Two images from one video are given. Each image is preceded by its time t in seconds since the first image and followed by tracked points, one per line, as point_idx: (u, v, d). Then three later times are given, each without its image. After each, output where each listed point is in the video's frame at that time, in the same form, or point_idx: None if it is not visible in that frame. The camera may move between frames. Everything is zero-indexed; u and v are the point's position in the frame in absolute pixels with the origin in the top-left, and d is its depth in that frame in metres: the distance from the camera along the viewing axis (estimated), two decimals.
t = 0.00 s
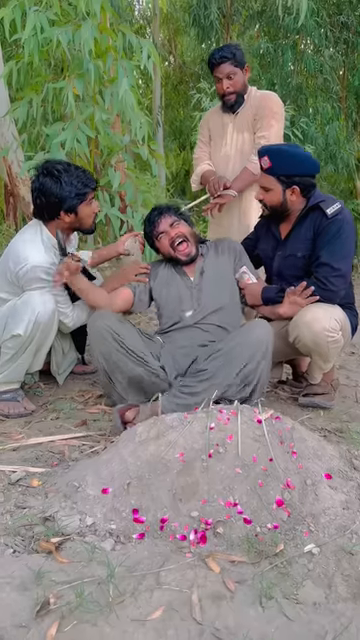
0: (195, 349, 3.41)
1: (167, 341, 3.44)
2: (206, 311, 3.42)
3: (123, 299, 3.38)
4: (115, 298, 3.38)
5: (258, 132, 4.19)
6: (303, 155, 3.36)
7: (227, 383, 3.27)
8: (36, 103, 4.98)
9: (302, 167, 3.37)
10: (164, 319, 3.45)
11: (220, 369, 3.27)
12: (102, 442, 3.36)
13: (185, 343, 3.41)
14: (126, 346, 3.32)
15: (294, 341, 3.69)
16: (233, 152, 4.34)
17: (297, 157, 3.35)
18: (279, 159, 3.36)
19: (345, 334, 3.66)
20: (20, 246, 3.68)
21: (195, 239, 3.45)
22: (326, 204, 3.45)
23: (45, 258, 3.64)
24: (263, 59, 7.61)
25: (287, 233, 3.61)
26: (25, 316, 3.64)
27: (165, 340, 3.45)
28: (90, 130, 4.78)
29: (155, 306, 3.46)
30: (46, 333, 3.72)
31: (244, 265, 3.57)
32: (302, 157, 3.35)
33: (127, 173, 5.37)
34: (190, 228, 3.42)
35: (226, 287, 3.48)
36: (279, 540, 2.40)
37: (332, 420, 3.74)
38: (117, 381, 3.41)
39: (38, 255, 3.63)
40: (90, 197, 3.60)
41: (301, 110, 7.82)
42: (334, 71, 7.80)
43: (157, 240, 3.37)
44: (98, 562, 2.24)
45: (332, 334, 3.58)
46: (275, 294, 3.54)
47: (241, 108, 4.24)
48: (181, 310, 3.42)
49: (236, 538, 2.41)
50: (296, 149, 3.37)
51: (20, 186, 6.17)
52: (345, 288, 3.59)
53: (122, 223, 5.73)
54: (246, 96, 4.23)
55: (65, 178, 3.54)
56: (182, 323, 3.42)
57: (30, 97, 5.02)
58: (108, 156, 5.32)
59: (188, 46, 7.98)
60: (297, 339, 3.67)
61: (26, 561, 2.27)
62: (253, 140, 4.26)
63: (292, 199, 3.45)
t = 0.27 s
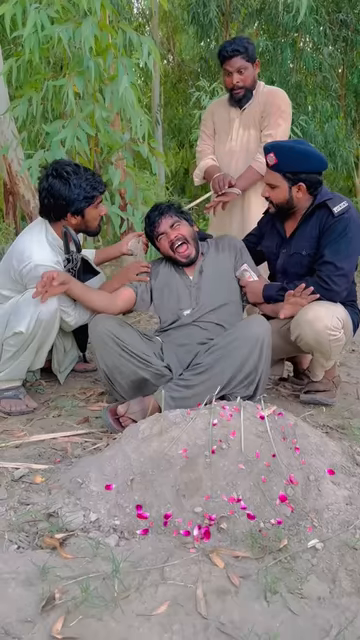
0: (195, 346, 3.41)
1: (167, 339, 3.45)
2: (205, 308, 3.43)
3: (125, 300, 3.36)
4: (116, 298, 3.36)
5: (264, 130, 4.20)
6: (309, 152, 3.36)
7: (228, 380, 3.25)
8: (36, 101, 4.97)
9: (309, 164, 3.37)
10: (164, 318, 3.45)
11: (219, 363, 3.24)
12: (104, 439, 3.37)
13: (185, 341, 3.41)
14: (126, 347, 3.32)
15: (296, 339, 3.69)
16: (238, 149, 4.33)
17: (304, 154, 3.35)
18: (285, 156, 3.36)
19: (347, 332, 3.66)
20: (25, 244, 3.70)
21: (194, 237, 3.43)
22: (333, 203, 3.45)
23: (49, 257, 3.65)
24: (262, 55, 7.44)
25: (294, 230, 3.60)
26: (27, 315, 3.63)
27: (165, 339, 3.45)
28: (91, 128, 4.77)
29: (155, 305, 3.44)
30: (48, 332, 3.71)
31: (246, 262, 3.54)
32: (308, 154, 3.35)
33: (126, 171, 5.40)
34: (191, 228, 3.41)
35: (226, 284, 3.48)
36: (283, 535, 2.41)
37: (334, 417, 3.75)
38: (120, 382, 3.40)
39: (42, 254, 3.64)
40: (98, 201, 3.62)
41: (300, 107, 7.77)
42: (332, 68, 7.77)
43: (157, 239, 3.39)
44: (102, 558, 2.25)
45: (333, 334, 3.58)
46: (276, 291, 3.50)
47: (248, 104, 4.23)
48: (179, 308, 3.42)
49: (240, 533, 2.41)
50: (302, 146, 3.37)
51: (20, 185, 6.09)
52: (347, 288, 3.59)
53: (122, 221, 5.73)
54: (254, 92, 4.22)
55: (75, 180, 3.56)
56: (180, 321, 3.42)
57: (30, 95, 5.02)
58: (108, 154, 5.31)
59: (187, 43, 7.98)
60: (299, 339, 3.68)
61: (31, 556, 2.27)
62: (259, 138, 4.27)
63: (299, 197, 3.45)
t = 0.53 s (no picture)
0: (198, 345, 3.41)
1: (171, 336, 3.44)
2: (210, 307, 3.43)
3: (122, 297, 3.39)
4: (113, 295, 3.39)
5: (275, 127, 4.23)
6: (318, 147, 3.38)
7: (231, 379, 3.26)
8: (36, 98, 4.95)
9: (317, 160, 3.38)
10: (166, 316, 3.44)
11: (224, 365, 3.26)
12: (106, 435, 3.37)
13: (189, 338, 3.41)
14: (131, 341, 3.32)
15: (296, 339, 3.72)
16: (248, 144, 4.34)
17: (313, 149, 3.36)
18: (294, 150, 3.37)
19: (347, 332, 3.68)
20: (26, 241, 3.67)
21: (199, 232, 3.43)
22: (340, 201, 3.46)
23: (50, 254, 3.63)
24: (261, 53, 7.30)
25: (298, 227, 3.60)
26: (28, 312, 3.63)
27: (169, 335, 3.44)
28: (90, 125, 4.76)
29: (153, 303, 3.44)
30: (48, 328, 3.70)
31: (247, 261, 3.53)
32: (316, 149, 3.37)
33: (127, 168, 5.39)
34: (197, 222, 3.41)
35: (228, 282, 3.49)
36: (287, 530, 2.41)
37: (336, 413, 3.75)
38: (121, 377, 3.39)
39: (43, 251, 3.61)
40: (98, 198, 3.62)
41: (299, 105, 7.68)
42: (331, 67, 7.70)
43: (161, 229, 3.39)
44: (107, 553, 2.25)
45: (333, 333, 3.60)
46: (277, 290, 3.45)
47: (260, 100, 4.25)
48: (182, 305, 3.42)
49: (244, 528, 2.41)
50: (311, 141, 3.39)
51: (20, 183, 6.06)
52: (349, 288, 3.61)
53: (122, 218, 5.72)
54: (267, 87, 4.23)
55: (75, 178, 3.56)
56: (181, 319, 3.42)
57: (30, 92, 5.00)
58: (108, 152, 5.30)
59: (186, 42, 7.98)
60: (299, 338, 3.69)
61: (35, 552, 2.27)
62: (269, 135, 4.30)
63: (307, 192, 3.46)
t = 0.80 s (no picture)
0: (203, 344, 3.40)
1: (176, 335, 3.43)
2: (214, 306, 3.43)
3: (123, 298, 3.37)
4: (114, 297, 3.38)
5: (276, 126, 4.23)
6: (321, 144, 3.38)
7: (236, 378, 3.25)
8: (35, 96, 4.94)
9: (320, 157, 3.37)
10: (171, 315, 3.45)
11: (228, 364, 3.25)
12: (108, 433, 3.36)
13: (194, 337, 3.40)
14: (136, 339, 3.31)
15: (300, 339, 3.71)
16: (249, 143, 4.34)
17: (317, 146, 3.36)
18: (295, 147, 3.39)
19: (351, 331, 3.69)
20: (24, 239, 3.66)
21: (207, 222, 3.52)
22: (346, 201, 3.46)
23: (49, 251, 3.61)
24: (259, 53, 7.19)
25: (301, 226, 3.60)
26: (26, 308, 3.61)
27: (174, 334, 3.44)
28: (90, 123, 4.75)
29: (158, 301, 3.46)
30: (47, 324, 3.68)
31: (250, 257, 3.58)
32: (319, 146, 3.37)
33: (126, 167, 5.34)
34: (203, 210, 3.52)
35: (233, 281, 3.50)
36: (291, 527, 2.41)
37: (337, 411, 3.75)
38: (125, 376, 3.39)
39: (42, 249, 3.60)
40: (98, 195, 3.62)
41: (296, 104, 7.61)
42: (328, 66, 7.66)
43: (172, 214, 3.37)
44: (112, 550, 2.25)
45: (339, 334, 3.61)
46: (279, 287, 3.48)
47: (260, 99, 4.24)
48: (187, 305, 3.43)
49: (248, 525, 2.41)
50: (315, 138, 3.38)
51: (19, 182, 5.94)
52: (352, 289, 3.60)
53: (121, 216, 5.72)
54: (267, 86, 4.24)
55: (74, 175, 3.56)
56: (191, 315, 3.42)
57: (29, 90, 4.96)
58: (107, 150, 5.29)
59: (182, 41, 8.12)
60: (303, 339, 3.69)
61: (40, 549, 2.27)
62: (269, 133, 4.30)
63: (310, 189, 3.45)
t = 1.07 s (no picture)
0: (203, 345, 3.41)
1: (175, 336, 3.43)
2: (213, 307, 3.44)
3: (120, 297, 3.35)
4: (110, 297, 3.35)
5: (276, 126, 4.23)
6: (319, 139, 3.36)
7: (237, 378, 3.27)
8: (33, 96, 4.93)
9: (317, 151, 3.36)
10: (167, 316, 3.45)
11: (230, 365, 3.27)
12: (109, 432, 3.36)
13: (194, 338, 3.41)
14: (136, 342, 3.32)
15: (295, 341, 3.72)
16: (249, 144, 4.34)
17: (314, 139, 3.35)
18: (293, 138, 3.37)
19: (347, 330, 3.72)
20: (23, 238, 3.63)
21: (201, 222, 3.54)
22: (341, 200, 3.47)
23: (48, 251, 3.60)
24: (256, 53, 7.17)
25: (296, 225, 3.62)
26: (25, 308, 3.60)
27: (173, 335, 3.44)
28: (87, 123, 4.73)
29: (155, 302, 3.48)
30: (46, 324, 3.68)
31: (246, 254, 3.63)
32: (316, 140, 3.36)
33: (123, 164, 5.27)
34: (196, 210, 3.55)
35: (229, 279, 3.51)
36: (293, 524, 2.41)
37: (336, 409, 3.76)
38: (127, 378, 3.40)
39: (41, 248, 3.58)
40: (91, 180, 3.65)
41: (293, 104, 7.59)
42: (325, 66, 7.66)
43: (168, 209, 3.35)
44: (114, 548, 2.25)
45: (334, 336, 3.62)
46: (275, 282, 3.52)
47: (261, 99, 4.25)
48: (185, 306, 3.42)
49: (250, 522, 2.42)
50: (313, 131, 3.37)
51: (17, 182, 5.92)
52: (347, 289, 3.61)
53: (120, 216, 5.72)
54: (267, 86, 4.25)
55: (67, 170, 3.56)
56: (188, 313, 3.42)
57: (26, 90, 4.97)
58: (105, 150, 5.27)
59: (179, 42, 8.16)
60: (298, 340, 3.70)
61: (42, 548, 2.27)
62: (270, 134, 4.29)
63: (303, 183, 3.45)
